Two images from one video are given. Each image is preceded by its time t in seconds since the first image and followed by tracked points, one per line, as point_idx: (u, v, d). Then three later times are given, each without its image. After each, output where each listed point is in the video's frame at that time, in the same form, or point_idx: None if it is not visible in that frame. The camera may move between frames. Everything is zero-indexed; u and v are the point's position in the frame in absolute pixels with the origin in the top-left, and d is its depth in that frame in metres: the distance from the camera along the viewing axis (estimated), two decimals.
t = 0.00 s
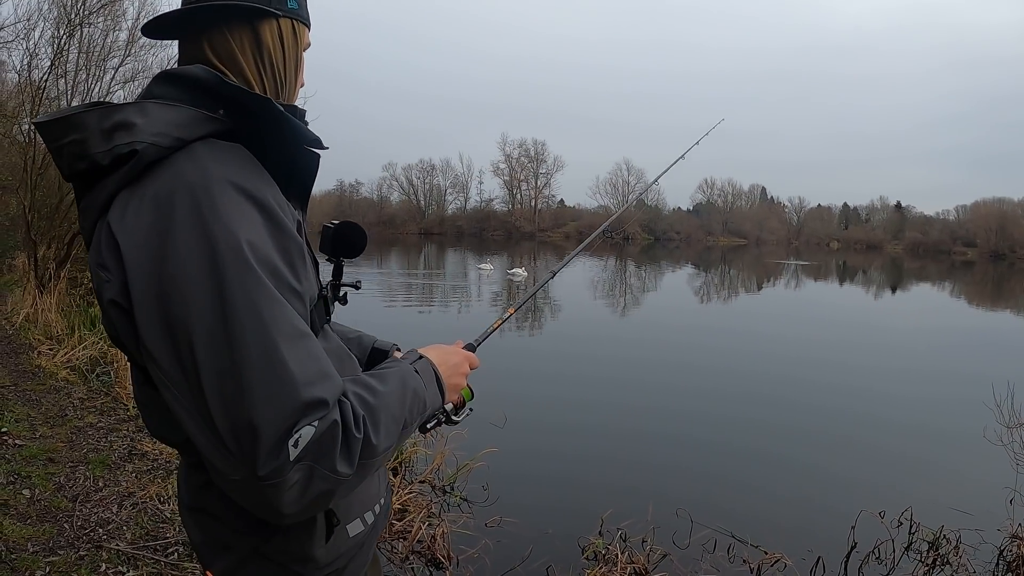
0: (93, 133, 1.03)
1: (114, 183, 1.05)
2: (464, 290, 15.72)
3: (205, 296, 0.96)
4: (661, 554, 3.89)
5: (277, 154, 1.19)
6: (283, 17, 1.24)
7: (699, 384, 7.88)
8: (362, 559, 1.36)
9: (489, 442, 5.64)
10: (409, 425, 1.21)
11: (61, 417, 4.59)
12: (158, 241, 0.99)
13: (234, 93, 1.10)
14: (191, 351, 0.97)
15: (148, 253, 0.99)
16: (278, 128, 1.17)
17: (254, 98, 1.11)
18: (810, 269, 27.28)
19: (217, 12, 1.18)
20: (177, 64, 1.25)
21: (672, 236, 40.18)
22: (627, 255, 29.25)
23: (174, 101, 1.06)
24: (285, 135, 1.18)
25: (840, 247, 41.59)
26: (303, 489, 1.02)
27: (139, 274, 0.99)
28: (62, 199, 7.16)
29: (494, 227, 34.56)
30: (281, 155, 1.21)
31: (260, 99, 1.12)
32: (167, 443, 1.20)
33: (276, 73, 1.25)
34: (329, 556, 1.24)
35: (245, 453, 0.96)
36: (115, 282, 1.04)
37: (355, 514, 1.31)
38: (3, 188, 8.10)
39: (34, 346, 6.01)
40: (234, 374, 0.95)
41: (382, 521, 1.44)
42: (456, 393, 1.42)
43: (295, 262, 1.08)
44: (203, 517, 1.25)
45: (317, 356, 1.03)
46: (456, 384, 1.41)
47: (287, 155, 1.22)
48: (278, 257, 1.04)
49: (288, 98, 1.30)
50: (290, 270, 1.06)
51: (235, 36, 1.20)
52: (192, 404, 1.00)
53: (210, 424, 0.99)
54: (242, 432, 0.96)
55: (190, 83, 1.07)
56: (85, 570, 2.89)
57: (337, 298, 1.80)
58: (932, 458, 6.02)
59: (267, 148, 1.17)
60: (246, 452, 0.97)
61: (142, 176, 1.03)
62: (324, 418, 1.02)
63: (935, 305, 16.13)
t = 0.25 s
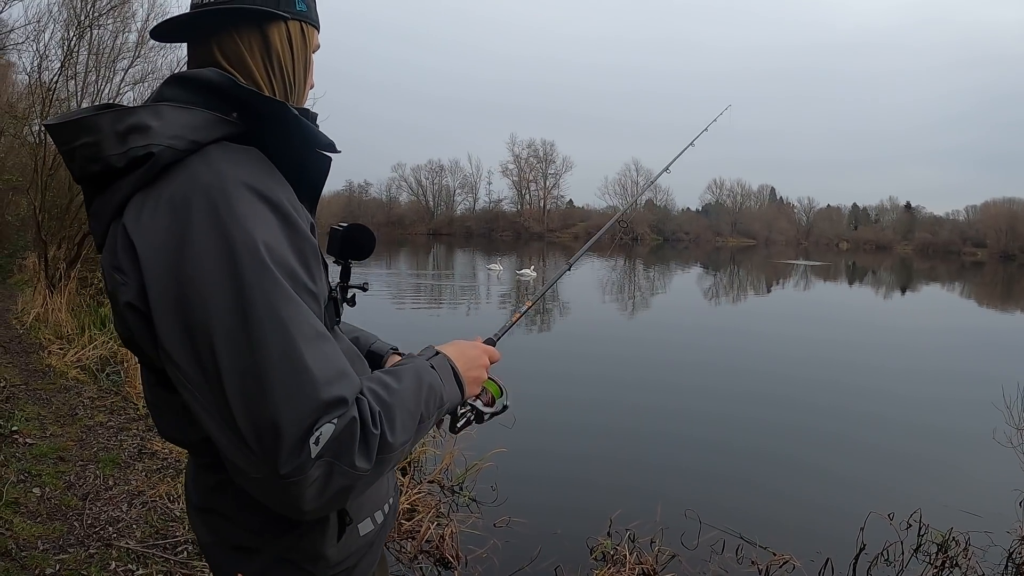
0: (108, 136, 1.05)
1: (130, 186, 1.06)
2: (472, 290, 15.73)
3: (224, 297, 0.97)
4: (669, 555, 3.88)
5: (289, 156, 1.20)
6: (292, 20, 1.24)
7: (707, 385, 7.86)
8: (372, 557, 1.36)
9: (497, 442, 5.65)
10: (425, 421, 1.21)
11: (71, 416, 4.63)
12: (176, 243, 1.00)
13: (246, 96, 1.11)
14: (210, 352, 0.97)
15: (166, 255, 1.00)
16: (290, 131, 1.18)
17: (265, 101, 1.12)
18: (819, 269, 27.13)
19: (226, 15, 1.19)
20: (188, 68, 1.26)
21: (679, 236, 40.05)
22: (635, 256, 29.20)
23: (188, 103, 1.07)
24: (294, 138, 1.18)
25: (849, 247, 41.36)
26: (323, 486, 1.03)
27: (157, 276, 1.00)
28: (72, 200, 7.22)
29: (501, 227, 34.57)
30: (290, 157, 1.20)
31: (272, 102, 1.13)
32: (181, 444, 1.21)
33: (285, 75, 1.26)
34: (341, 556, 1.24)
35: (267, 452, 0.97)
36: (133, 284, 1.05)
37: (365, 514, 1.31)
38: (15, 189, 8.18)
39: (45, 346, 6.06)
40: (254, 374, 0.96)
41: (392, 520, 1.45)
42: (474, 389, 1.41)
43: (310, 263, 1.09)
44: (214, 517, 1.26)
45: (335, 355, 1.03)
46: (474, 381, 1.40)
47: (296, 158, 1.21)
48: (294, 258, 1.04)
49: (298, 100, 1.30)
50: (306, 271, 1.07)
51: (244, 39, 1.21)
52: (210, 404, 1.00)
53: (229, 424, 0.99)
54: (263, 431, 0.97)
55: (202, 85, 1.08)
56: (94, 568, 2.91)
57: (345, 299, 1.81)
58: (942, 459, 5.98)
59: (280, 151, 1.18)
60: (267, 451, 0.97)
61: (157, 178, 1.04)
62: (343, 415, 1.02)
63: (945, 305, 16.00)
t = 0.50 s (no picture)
0: (114, 135, 1.05)
1: (135, 185, 1.06)
2: (476, 290, 15.74)
3: (228, 296, 0.97)
4: (675, 555, 3.87)
5: (293, 157, 1.20)
6: (299, 21, 1.25)
7: (711, 384, 7.84)
8: (374, 559, 1.37)
9: (502, 442, 5.65)
10: (427, 418, 1.21)
11: (78, 416, 4.65)
12: (181, 242, 1.00)
13: (251, 97, 1.12)
14: (215, 350, 0.98)
15: (171, 255, 1.01)
16: (294, 131, 1.18)
17: (270, 102, 1.12)
18: (824, 269, 27.03)
19: (233, 17, 1.19)
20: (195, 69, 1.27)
21: (684, 236, 39.95)
22: (640, 256, 29.16)
23: (194, 103, 1.08)
24: (299, 138, 1.18)
25: (854, 247, 41.21)
26: (327, 483, 1.03)
27: (161, 275, 1.01)
28: (78, 201, 7.25)
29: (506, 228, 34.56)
30: (294, 158, 1.20)
31: (277, 103, 1.13)
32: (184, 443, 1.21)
33: (292, 76, 1.26)
34: (341, 556, 1.25)
35: (272, 449, 0.98)
36: (137, 283, 1.05)
37: (366, 515, 1.31)
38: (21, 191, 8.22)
39: (51, 347, 6.09)
40: (259, 372, 0.96)
41: (394, 522, 1.45)
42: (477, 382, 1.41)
43: (314, 263, 1.09)
44: (218, 517, 1.27)
45: (339, 353, 1.04)
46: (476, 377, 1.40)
47: (301, 159, 1.21)
48: (298, 258, 1.05)
49: (305, 101, 1.30)
50: (309, 269, 1.07)
51: (251, 41, 1.21)
52: (215, 402, 1.01)
53: (233, 422, 1.00)
54: (268, 427, 0.97)
55: (207, 86, 1.09)
56: (101, 568, 2.93)
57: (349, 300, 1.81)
58: (949, 459, 5.95)
59: (284, 151, 1.18)
60: (272, 449, 0.98)
61: (163, 177, 1.04)
62: (346, 411, 1.02)
63: (951, 305, 15.93)
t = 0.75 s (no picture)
0: (114, 135, 1.05)
1: (135, 185, 1.06)
2: (476, 291, 15.75)
3: (229, 295, 0.97)
4: (674, 555, 3.88)
5: (293, 158, 1.20)
6: (300, 24, 1.25)
7: (712, 385, 7.84)
8: (373, 559, 1.37)
9: (502, 443, 5.65)
10: (425, 408, 1.21)
11: (78, 417, 4.65)
12: (181, 242, 1.00)
13: (251, 99, 1.12)
14: (215, 349, 0.98)
15: (171, 255, 1.01)
16: (294, 132, 1.18)
17: (269, 103, 1.13)
18: (824, 270, 27.02)
19: (234, 19, 1.20)
20: (195, 70, 1.28)
21: (683, 237, 39.92)
22: (639, 257, 29.14)
23: (194, 104, 1.08)
24: (298, 140, 1.19)
25: (854, 247, 41.20)
26: (328, 479, 1.03)
27: (162, 275, 1.01)
28: (77, 203, 7.26)
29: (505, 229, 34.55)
30: (294, 160, 1.20)
31: (276, 104, 1.13)
32: (185, 444, 1.21)
33: (292, 80, 1.26)
34: (341, 555, 1.25)
35: (272, 447, 0.98)
36: (136, 284, 1.05)
37: (365, 515, 1.31)
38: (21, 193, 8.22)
39: (51, 348, 6.10)
40: (259, 370, 0.96)
41: (393, 522, 1.45)
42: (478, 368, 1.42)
43: (313, 262, 1.09)
44: (218, 517, 1.27)
45: (338, 350, 1.04)
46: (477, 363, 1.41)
47: (300, 160, 1.21)
48: (298, 257, 1.05)
49: (305, 104, 1.30)
50: (309, 268, 1.07)
51: (252, 43, 1.22)
52: (215, 401, 1.01)
53: (234, 421, 1.00)
54: (269, 425, 0.97)
55: (207, 86, 1.09)
56: (101, 569, 2.93)
57: (349, 302, 1.81)
58: (949, 459, 5.95)
59: (284, 152, 1.18)
60: (273, 447, 0.98)
61: (163, 178, 1.05)
62: (346, 408, 1.03)
63: (951, 306, 15.92)
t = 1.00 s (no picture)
0: (110, 132, 1.05)
1: (130, 183, 1.06)
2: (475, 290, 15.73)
3: (223, 296, 0.97)
4: (673, 553, 3.89)
5: (289, 158, 1.20)
6: (301, 25, 1.25)
7: (710, 383, 7.85)
8: (366, 560, 1.37)
9: (501, 441, 5.66)
10: (420, 407, 1.21)
11: (76, 417, 4.65)
12: (175, 241, 1.00)
13: (249, 97, 1.12)
14: (209, 349, 0.98)
15: (165, 255, 1.01)
16: (290, 132, 1.17)
17: (267, 103, 1.12)
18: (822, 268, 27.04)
19: (235, 18, 1.19)
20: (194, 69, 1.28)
21: (682, 235, 39.90)
22: (638, 255, 29.15)
23: (191, 103, 1.08)
24: (295, 139, 1.18)
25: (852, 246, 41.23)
26: (322, 479, 1.03)
27: (156, 273, 1.01)
28: (75, 202, 7.25)
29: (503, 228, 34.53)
30: (290, 160, 1.20)
31: (273, 104, 1.13)
32: (179, 444, 1.21)
33: (292, 81, 1.26)
34: (334, 556, 1.25)
35: (266, 448, 0.98)
36: (131, 283, 1.05)
37: (358, 516, 1.31)
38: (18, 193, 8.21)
39: (49, 348, 6.08)
40: (254, 370, 0.96)
41: (387, 523, 1.45)
42: (473, 365, 1.42)
43: (309, 262, 1.09)
44: (211, 518, 1.27)
45: (333, 352, 1.04)
46: (471, 360, 1.42)
47: (297, 160, 1.21)
48: (293, 257, 1.05)
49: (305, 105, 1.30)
50: (304, 268, 1.07)
51: (253, 43, 1.21)
52: (209, 401, 1.01)
53: (228, 421, 1.00)
54: (263, 427, 0.97)
55: (205, 85, 1.09)
56: (100, 569, 2.93)
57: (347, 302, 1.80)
58: (947, 457, 5.97)
59: (280, 151, 1.18)
60: (267, 448, 0.98)
61: (159, 177, 1.05)
62: (340, 409, 1.03)
63: (949, 304, 15.95)
